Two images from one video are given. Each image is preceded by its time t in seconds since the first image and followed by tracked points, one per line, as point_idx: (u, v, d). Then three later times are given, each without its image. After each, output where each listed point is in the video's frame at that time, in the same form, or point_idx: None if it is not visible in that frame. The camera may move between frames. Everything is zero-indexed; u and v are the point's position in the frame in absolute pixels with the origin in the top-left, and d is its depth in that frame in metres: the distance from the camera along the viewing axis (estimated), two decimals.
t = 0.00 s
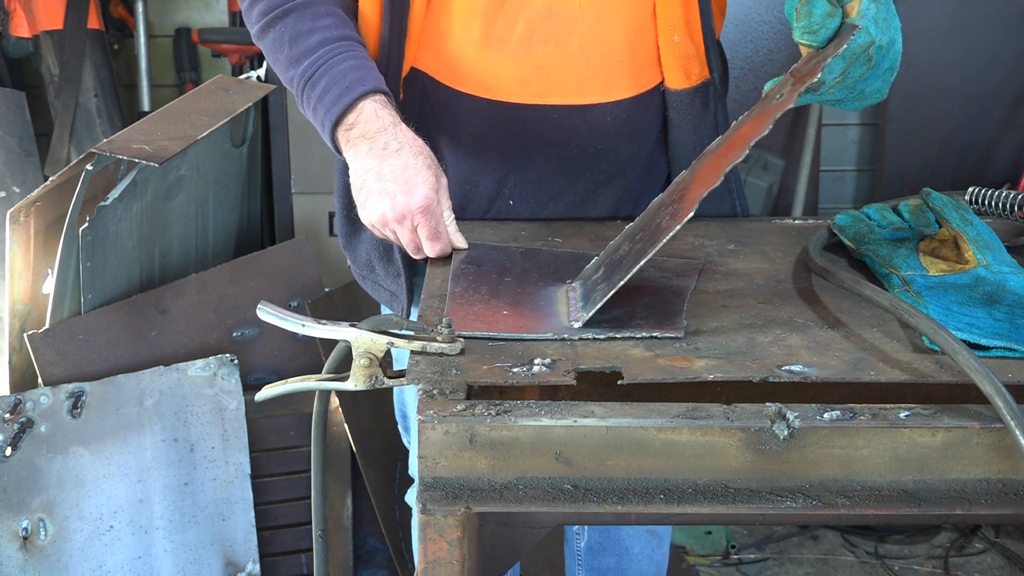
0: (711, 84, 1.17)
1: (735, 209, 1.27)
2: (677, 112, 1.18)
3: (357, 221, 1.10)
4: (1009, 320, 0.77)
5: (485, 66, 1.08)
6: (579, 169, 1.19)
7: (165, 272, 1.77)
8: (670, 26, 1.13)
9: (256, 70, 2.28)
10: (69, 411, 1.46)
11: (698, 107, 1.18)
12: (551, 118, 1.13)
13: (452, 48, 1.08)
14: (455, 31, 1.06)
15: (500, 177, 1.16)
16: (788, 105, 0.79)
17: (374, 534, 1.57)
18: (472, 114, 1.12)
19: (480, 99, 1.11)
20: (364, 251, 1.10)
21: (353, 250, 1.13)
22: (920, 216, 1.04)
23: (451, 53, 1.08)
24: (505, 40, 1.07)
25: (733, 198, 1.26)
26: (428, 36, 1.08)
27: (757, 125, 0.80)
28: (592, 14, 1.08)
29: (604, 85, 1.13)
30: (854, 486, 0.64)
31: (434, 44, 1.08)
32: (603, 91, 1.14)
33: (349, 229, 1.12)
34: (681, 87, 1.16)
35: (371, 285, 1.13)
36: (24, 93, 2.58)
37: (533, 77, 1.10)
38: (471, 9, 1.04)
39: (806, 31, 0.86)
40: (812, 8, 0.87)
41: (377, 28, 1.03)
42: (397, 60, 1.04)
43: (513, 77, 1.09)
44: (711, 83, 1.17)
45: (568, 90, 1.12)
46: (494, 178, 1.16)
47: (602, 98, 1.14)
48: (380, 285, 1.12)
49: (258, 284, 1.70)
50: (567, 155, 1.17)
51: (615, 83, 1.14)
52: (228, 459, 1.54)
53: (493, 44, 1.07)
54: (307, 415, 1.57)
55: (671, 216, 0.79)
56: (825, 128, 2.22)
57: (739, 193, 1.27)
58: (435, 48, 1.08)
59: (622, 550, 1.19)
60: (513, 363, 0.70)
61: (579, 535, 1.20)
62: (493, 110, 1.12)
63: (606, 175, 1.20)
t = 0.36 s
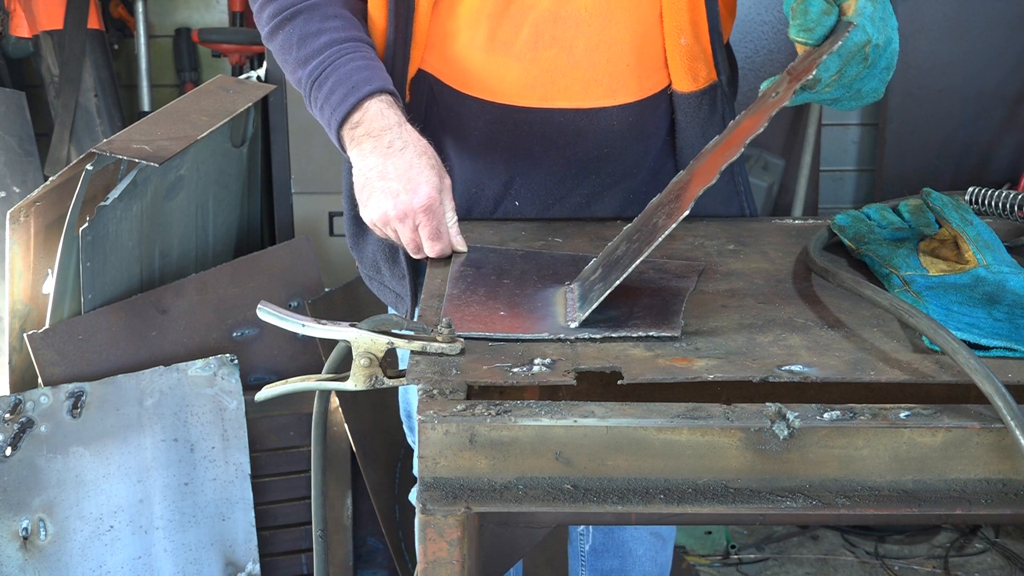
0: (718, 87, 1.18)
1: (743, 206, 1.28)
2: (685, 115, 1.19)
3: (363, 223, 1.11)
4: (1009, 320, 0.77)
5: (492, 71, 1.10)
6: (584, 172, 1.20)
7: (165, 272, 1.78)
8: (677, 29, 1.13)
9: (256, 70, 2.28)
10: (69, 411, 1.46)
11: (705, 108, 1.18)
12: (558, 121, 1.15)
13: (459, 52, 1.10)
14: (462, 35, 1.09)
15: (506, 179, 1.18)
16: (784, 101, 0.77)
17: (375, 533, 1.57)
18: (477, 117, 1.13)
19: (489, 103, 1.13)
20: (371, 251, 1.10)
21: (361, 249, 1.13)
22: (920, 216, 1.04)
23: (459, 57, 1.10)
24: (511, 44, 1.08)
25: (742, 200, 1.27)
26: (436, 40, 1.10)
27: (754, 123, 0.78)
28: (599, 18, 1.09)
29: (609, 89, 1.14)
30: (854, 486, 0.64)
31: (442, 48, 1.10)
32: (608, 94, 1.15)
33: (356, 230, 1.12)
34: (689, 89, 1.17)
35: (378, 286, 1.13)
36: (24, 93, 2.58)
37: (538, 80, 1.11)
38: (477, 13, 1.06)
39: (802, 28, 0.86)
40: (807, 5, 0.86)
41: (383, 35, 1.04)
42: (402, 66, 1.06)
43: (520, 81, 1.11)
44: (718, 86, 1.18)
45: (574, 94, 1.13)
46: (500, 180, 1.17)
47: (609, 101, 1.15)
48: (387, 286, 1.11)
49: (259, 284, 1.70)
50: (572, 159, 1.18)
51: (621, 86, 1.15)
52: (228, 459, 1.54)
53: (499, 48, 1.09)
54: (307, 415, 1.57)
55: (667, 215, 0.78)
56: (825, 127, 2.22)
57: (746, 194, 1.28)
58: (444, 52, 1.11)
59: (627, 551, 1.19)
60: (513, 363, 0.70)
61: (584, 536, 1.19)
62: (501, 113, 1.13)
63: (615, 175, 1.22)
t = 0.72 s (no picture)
0: (725, 85, 1.17)
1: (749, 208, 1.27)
2: (691, 112, 1.19)
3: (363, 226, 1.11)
4: (1009, 320, 0.77)
5: (498, 73, 1.11)
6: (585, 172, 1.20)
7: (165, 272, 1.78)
8: (682, 27, 1.13)
9: (257, 70, 2.28)
10: (69, 411, 1.46)
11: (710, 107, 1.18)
12: (562, 122, 1.15)
13: (464, 53, 1.10)
14: (466, 36, 1.08)
15: (509, 180, 1.19)
16: (777, 95, 0.77)
17: (375, 534, 1.57)
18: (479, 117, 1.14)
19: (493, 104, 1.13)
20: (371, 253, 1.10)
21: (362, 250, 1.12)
22: (920, 216, 1.04)
23: (464, 58, 1.10)
24: (517, 46, 1.08)
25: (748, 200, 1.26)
26: (440, 39, 1.10)
27: (747, 115, 0.78)
28: (604, 19, 1.09)
29: (614, 90, 1.15)
30: (854, 486, 0.64)
31: (446, 48, 1.10)
32: (612, 96, 1.15)
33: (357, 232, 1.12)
34: (694, 88, 1.17)
35: (378, 287, 1.13)
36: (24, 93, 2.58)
37: (543, 81, 1.12)
38: (482, 14, 1.06)
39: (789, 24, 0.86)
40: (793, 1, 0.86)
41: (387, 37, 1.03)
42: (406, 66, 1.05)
43: (525, 81, 1.11)
44: (725, 84, 1.17)
45: (579, 96, 1.14)
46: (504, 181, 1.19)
47: (613, 102, 1.16)
48: (387, 287, 1.11)
49: (259, 283, 1.70)
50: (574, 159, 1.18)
51: (626, 87, 1.15)
52: (228, 459, 1.54)
53: (505, 49, 1.09)
54: (306, 415, 1.57)
55: (662, 210, 0.78)
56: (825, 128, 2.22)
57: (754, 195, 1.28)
58: (449, 52, 1.10)
59: (630, 553, 1.19)
60: (513, 363, 0.70)
61: (586, 537, 1.19)
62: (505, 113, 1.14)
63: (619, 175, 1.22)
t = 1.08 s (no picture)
0: (726, 80, 1.18)
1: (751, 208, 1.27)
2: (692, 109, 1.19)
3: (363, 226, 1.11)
4: (1009, 320, 0.77)
5: (499, 72, 1.11)
6: (586, 171, 1.20)
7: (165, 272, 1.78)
8: (683, 23, 1.13)
9: (257, 70, 2.28)
10: (69, 411, 1.46)
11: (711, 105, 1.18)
12: (565, 121, 1.15)
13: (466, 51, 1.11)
14: (469, 34, 1.10)
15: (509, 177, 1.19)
16: (773, 93, 0.76)
17: (374, 534, 1.57)
18: (481, 119, 1.15)
19: (496, 104, 1.13)
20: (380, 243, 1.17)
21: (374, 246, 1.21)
22: (920, 216, 1.04)
23: (468, 58, 1.11)
24: (518, 45, 1.09)
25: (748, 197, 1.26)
26: (445, 38, 1.12)
27: (743, 115, 0.77)
28: (605, 18, 1.09)
29: (616, 89, 1.14)
30: (854, 486, 0.64)
31: (450, 47, 1.12)
32: (616, 94, 1.15)
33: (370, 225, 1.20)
34: (696, 83, 1.17)
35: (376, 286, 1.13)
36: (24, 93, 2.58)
37: (545, 80, 1.12)
38: (484, 15, 1.08)
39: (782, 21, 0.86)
40: None
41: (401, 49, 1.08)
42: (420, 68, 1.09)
43: (527, 80, 1.12)
44: (726, 79, 1.18)
45: (582, 95, 1.14)
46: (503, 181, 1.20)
47: (617, 101, 1.15)
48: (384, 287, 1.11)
49: (259, 283, 1.70)
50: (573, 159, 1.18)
51: (628, 86, 1.15)
52: (228, 459, 1.54)
53: (507, 49, 1.09)
54: (306, 415, 1.57)
55: (659, 210, 0.78)
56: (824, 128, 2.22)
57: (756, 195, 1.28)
58: (453, 52, 1.12)
59: (630, 553, 1.19)
60: (513, 363, 0.70)
61: (587, 537, 1.19)
62: (509, 114, 1.14)
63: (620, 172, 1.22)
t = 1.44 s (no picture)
0: (731, 81, 1.18)
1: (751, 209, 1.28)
2: (697, 109, 1.19)
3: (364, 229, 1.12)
4: (1009, 320, 0.77)
5: (502, 69, 1.13)
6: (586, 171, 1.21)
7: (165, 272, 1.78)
8: (688, 23, 1.13)
9: (257, 70, 2.28)
10: (69, 411, 1.46)
11: (713, 107, 1.18)
12: (566, 118, 1.17)
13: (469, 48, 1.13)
14: (473, 31, 1.12)
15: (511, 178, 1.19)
16: (781, 103, 0.76)
17: (374, 534, 1.57)
18: (487, 114, 1.17)
19: (499, 99, 1.16)
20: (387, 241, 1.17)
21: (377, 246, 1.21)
22: (920, 216, 1.04)
23: (473, 54, 1.14)
24: (521, 43, 1.11)
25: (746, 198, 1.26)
26: (451, 35, 1.14)
27: (749, 124, 0.77)
28: (608, 16, 1.10)
29: (618, 87, 1.15)
30: (854, 486, 0.64)
31: (455, 44, 1.14)
32: (617, 93, 1.16)
33: (374, 224, 1.20)
34: (701, 85, 1.17)
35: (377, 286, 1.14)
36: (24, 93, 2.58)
37: (547, 77, 1.13)
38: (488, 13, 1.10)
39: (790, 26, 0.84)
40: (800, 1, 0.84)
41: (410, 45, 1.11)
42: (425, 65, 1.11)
43: (529, 77, 1.13)
44: (731, 80, 1.18)
45: (583, 93, 1.15)
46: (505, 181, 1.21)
47: (617, 101, 1.16)
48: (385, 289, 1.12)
49: (259, 283, 1.70)
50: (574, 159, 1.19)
51: (631, 85, 1.16)
52: (228, 459, 1.54)
53: (510, 46, 1.11)
54: (306, 415, 1.57)
55: (663, 215, 0.78)
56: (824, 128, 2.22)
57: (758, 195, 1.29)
58: (459, 49, 1.14)
59: (632, 553, 1.19)
60: (513, 363, 0.70)
61: (588, 537, 1.19)
62: (512, 109, 1.16)
63: (621, 173, 1.22)
